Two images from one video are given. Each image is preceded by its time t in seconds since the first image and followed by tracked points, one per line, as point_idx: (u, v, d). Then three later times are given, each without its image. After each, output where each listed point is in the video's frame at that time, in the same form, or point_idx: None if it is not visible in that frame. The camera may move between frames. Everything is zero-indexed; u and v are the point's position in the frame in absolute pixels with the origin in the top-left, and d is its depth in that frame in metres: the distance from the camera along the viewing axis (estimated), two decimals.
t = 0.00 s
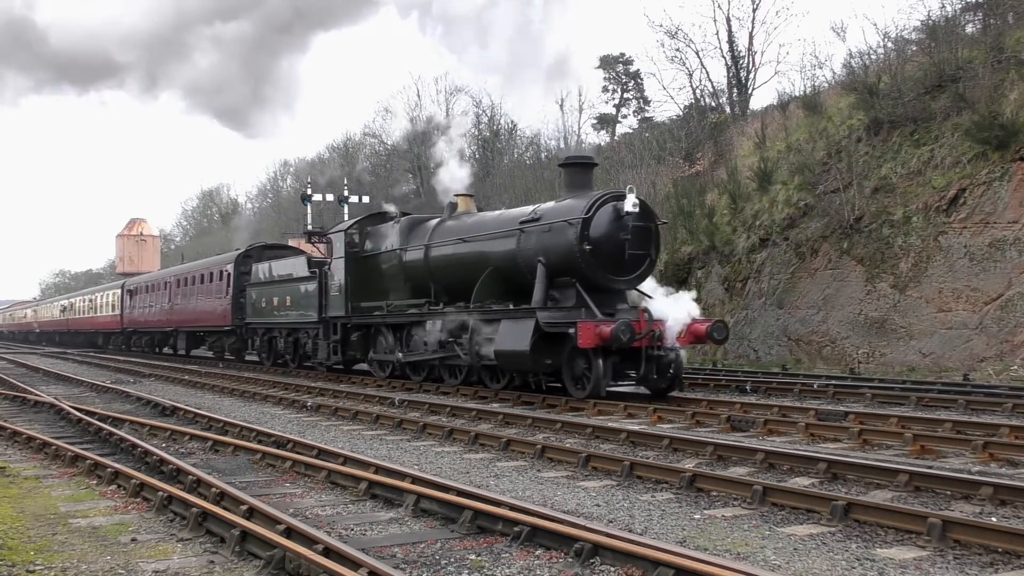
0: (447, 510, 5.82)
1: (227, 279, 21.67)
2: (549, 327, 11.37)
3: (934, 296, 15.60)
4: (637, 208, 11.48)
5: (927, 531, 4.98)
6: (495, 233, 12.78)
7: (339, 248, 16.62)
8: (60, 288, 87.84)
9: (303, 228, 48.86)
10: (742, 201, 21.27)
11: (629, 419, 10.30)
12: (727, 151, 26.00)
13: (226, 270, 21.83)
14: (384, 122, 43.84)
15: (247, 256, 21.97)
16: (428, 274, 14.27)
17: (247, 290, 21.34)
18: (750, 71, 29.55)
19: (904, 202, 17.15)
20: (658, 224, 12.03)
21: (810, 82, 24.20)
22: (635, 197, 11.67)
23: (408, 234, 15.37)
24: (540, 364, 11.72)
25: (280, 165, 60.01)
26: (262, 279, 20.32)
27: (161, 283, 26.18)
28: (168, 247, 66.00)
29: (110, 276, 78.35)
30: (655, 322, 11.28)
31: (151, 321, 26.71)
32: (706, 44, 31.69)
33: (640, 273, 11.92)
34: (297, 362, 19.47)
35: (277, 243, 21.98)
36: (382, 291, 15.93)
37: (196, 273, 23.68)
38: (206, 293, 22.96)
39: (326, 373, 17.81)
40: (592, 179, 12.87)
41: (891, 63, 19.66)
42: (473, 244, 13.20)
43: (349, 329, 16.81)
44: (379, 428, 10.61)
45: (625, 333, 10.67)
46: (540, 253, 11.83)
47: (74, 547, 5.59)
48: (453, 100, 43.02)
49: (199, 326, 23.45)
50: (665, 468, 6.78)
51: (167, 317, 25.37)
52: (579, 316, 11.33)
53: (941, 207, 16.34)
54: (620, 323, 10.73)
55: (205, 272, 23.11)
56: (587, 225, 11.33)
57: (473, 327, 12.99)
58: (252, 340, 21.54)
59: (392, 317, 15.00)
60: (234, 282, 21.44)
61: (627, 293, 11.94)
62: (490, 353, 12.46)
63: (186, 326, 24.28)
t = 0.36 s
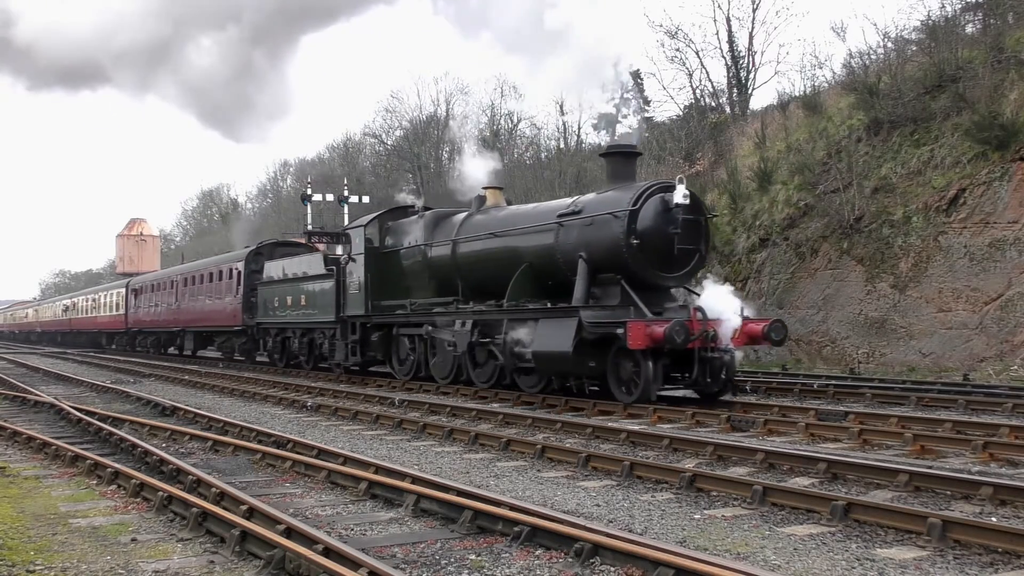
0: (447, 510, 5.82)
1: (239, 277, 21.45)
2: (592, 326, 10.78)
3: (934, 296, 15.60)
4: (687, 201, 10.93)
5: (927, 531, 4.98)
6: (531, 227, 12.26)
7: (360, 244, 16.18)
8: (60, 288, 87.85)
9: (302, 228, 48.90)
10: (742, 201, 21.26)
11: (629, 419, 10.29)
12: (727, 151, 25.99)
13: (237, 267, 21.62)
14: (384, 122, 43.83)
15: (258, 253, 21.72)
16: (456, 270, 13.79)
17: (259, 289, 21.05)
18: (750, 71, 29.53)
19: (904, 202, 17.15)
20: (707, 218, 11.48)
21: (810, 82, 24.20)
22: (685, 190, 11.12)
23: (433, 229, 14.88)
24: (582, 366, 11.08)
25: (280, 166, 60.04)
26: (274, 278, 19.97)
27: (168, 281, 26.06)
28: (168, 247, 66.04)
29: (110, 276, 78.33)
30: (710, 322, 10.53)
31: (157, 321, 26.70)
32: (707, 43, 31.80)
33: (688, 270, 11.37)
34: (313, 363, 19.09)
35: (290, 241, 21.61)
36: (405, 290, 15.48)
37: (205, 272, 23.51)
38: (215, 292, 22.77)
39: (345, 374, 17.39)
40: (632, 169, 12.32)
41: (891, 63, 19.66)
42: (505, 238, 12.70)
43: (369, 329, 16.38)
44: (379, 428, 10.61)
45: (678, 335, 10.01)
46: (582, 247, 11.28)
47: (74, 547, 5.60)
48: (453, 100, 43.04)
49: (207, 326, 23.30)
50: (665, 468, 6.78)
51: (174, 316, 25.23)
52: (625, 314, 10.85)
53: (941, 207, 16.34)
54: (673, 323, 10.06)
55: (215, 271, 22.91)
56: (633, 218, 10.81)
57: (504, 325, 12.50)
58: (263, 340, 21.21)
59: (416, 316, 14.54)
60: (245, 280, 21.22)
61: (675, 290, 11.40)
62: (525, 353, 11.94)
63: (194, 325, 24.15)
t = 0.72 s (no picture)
0: (447, 510, 5.82)
1: (250, 275, 20.91)
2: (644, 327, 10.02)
3: (934, 296, 15.60)
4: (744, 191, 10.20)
5: (927, 531, 4.98)
6: (570, 220, 11.56)
7: (381, 240, 15.48)
8: (60, 288, 87.88)
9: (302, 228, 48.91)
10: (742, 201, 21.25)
11: (629, 419, 10.28)
12: (727, 151, 25.99)
13: (247, 265, 21.14)
14: (384, 122, 43.85)
15: (270, 250, 21.25)
16: (486, 267, 13.10)
17: (272, 287, 20.46)
18: (750, 71, 29.53)
19: (904, 202, 17.15)
20: (764, 209, 10.74)
21: (810, 82, 24.21)
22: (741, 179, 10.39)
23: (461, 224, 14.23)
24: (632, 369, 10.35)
25: (280, 166, 60.07)
26: (288, 275, 19.36)
27: (176, 280, 25.82)
28: (168, 246, 66.01)
29: (110, 276, 78.25)
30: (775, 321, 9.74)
31: (163, 320, 26.62)
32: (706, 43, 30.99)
33: (745, 266, 10.63)
34: (330, 365, 18.50)
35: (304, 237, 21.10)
36: (429, 288, 14.82)
37: (216, 269, 23.12)
38: (226, 290, 22.39)
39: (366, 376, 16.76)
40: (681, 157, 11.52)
41: (892, 63, 19.66)
42: (542, 232, 12.00)
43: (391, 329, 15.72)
44: (379, 428, 10.61)
45: (742, 334, 9.26)
46: (629, 242, 10.57)
47: (74, 547, 5.60)
48: (453, 100, 43.06)
49: (216, 325, 22.92)
50: (665, 468, 6.78)
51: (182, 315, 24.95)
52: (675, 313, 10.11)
53: (941, 207, 16.34)
54: (736, 322, 9.32)
55: (226, 268, 22.50)
56: (688, 209, 10.06)
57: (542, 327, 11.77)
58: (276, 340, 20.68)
59: (444, 316, 13.86)
60: (257, 277, 20.75)
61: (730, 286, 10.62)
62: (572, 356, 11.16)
63: (202, 325, 23.85)
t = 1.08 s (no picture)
0: (447, 510, 5.82)
1: (264, 272, 20.46)
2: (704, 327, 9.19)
3: (934, 296, 15.62)
4: (813, 179, 9.40)
5: (927, 531, 4.98)
6: (617, 212, 10.79)
7: (405, 236, 14.73)
8: (60, 288, 87.93)
9: (302, 228, 48.92)
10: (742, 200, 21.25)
11: (630, 419, 10.27)
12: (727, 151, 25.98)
13: (260, 263, 20.74)
14: (384, 122, 43.85)
15: (284, 248, 20.88)
16: (521, 264, 12.37)
17: (286, 285, 19.88)
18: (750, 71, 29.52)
19: (904, 202, 17.15)
20: (832, 200, 9.95)
21: (810, 82, 24.23)
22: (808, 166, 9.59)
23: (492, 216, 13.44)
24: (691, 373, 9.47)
25: (280, 166, 60.10)
26: (302, 272, 18.78)
27: (183, 279, 25.58)
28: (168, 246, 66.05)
29: (110, 276, 78.19)
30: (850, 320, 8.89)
31: (168, 319, 26.50)
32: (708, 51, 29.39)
33: (811, 261, 9.84)
34: (349, 366, 17.79)
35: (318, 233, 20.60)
36: (457, 286, 14.11)
37: (226, 267, 22.76)
38: (236, 289, 22.01)
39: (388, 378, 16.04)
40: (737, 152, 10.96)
41: (892, 63, 19.66)
42: (585, 225, 11.22)
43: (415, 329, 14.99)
44: (379, 428, 10.61)
45: (818, 335, 8.41)
46: (685, 235, 9.80)
47: (74, 547, 5.59)
48: (453, 100, 43.07)
49: (226, 325, 22.57)
50: (666, 468, 6.78)
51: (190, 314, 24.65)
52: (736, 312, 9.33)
53: (941, 207, 16.35)
54: (811, 322, 8.49)
55: (237, 266, 22.12)
56: (753, 198, 9.27)
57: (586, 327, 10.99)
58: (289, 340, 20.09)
59: (475, 315, 13.10)
60: (271, 275, 20.36)
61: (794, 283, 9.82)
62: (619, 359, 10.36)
63: (211, 324, 23.55)
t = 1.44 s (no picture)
0: (447, 510, 5.82)
1: (277, 270, 20.08)
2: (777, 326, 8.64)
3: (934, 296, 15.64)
4: (895, 163, 8.66)
5: (927, 531, 4.98)
6: (672, 203, 10.17)
7: (434, 230, 14.21)
8: (60, 288, 87.97)
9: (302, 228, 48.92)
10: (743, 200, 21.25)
11: (630, 419, 10.27)
12: (727, 151, 25.99)
13: (273, 261, 20.38)
14: (384, 122, 43.92)
15: (298, 245, 20.59)
16: (562, 259, 11.80)
17: (302, 284, 19.46)
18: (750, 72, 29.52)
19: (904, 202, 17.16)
20: (913, 185, 9.18)
21: (811, 82, 24.26)
22: (887, 149, 8.84)
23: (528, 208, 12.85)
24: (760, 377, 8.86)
25: (280, 166, 60.15)
26: (320, 270, 18.37)
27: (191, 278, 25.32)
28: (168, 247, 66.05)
29: (110, 276, 78.18)
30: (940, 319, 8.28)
31: (173, 319, 26.32)
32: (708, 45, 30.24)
33: (893, 253, 9.10)
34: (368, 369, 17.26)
35: (330, 228, 20.19)
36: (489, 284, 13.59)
37: (236, 266, 22.44)
38: (247, 288, 21.67)
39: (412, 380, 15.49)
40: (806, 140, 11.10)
41: (892, 63, 19.68)
42: (634, 217, 10.63)
43: (442, 329, 14.47)
44: (380, 428, 10.61)
45: (911, 335, 7.80)
46: (753, 227, 9.15)
47: (74, 547, 5.59)
48: (453, 100, 43.12)
49: (235, 324, 22.23)
50: (665, 468, 6.78)
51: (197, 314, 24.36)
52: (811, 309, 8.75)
53: (941, 207, 16.37)
54: (902, 321, 7.86)
55: (249, 264, 21.77)
56: (829, 185, 8.56)
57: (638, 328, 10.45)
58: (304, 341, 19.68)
59: (511, 314, 12.58)
60: (284, 273, 20.03)
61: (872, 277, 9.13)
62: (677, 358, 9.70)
63: (218, 324, 23.23)
